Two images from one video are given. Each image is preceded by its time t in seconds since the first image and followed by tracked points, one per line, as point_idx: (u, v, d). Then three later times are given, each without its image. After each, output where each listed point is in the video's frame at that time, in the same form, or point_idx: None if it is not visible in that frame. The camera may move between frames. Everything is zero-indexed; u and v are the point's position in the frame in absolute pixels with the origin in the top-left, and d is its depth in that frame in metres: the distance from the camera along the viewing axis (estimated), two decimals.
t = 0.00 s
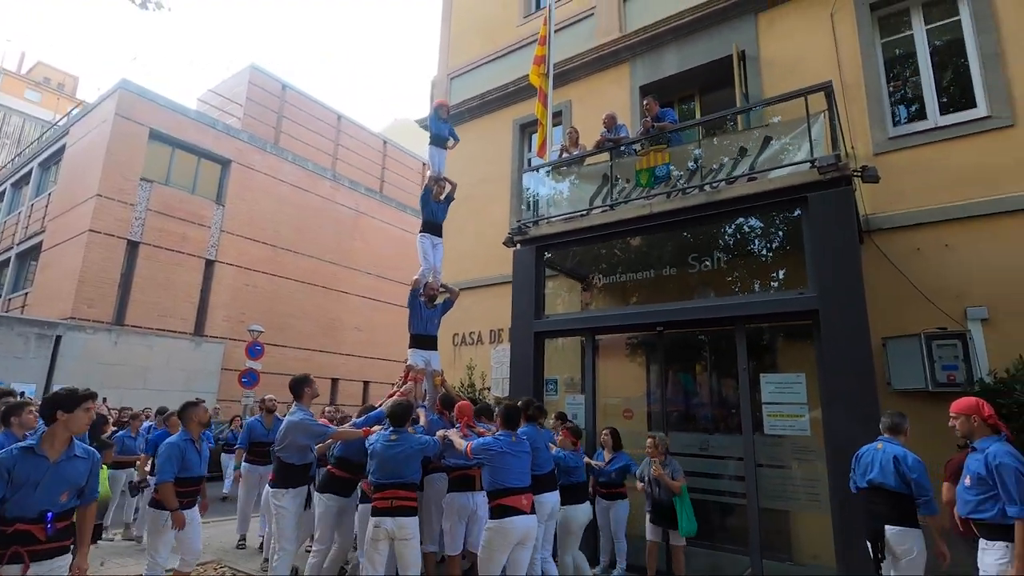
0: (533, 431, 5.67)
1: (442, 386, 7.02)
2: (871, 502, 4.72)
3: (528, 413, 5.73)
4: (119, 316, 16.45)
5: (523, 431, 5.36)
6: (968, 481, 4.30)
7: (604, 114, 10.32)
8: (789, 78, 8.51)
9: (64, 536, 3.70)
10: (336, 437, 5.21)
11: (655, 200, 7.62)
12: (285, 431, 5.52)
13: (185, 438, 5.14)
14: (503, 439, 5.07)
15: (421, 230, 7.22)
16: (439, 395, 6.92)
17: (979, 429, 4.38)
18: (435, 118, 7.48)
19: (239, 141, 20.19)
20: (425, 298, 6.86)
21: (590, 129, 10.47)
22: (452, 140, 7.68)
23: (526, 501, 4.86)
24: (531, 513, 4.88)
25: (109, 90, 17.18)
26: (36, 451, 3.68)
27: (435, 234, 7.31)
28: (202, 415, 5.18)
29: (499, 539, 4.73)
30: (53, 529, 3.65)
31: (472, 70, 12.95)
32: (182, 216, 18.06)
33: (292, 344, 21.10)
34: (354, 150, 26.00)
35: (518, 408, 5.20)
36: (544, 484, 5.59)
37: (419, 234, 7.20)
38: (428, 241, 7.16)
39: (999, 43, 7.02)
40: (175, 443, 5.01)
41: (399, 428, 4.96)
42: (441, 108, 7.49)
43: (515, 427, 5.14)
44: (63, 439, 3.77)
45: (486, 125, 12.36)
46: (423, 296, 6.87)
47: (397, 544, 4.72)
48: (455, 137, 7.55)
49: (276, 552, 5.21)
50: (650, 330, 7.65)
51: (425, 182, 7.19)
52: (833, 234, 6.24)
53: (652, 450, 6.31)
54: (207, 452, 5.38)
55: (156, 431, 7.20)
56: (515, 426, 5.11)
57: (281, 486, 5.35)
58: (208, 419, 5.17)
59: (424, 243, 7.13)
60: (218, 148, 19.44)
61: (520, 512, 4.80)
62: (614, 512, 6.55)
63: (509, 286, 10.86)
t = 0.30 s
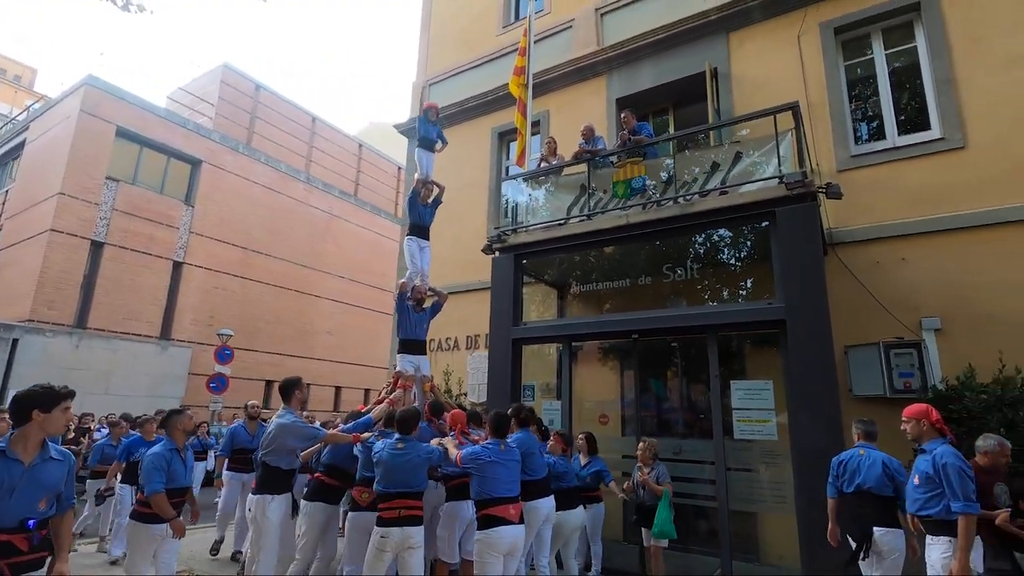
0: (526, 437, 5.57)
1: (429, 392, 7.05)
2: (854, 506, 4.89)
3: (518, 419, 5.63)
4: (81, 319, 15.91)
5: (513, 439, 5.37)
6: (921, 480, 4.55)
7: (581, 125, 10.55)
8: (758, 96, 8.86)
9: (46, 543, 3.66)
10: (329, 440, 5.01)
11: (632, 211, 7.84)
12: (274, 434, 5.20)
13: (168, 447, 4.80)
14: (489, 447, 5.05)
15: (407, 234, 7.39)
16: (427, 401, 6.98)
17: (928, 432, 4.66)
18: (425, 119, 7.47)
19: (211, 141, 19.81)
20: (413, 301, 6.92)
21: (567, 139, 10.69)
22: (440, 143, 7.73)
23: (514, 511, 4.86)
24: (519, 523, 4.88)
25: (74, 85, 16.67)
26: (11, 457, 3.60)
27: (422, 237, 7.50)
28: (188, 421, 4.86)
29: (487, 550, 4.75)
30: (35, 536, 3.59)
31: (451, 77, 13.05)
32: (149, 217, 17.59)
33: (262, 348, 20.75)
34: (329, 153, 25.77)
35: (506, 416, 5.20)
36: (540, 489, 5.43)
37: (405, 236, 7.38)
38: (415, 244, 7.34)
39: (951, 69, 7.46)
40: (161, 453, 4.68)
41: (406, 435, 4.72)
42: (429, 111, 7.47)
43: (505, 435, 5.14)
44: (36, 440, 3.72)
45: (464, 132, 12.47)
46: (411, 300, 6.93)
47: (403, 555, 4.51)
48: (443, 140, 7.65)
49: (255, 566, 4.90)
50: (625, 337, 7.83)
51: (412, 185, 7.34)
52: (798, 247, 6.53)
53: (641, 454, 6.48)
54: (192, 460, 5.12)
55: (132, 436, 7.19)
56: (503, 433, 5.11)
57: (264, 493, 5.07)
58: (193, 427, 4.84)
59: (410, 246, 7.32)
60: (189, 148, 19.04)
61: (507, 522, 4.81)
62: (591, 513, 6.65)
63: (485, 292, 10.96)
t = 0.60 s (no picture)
0: (519, 440, 5.59)
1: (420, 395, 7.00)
2: (839, 500, 5.17)
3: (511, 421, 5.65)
4: (42, 320, 15.36)
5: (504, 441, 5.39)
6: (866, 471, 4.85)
7: (560, 132, 10.73)
8: (731, 107, 9.17)
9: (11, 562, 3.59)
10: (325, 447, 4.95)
11: (608, 217, 8.03)
12: (269, 441, 5.00)
13: (160, 453, 4.70)
14: (481, 449, 5.08)
15: (396, 234, 7.44)
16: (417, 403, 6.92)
17: (877, 432, 4.96)
18: (411, 118, 7.58)
19: (180, 138, 19.37)
20: (403, 303, 6.92)
21: (545, 145, 10.86)
22: (428, 142, 7.81)
23: (508, 513, 4.93)
24: (513, 525, 4.94)
25: (37, 78, 16.11)
26: None
27: (410, 237, 7.50)
28: (179, 426, 4.77)
29: (483, 553, 4.81)
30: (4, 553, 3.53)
31: (430, 80, 13.08)
32: (115, 215, 17.09)
33: (232, 350, 20.37)
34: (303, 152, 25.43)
35: (495, 419, 5.21)
36: (530, 493, 5.47)
37: (393, 237, 7.40)
38: (404, 245, 7.35)
39: (909, 88, 7.88)
40: (153, 459, 4.59)
41: (403, 437, 4.78)
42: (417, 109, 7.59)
43: (494, 436, 5.16)
44: None
45: (442, 135, 12.51)
46: (401, 301, 6.97)
47: (397, 561, 4.58)
48: (430, 139, 7.70)
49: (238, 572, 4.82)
50: (602, 340, 8.00)
51: (400, 185, 7.38)
52: (767, 256, 6.79)
53: (629, 453, 6.74)
54: (186, 465, 5.05)
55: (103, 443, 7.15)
56: (493, 436, 5.14)
57: (256, 499, 4.95)
58: (185, 432, 4.75)
59: (399, 246, 7.33)
60: (158, 145, 18.59)
61: (502, 524, 4.86)
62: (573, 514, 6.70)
63: (464, 295, 11.03)
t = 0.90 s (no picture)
0: (511, 443, 5.66)
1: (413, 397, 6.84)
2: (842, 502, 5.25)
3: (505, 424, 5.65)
4: (11, 317, 14.96)
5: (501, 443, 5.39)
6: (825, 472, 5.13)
7: (544, 138, 10.86)
8: (711, 118, 9.40)
9: None
10: (319, 450, 4.93)
11: (591, 224, 8.18)
12: (264, 444, 4.92)
13: (146, 455, 4.71)
14: (481, 453, 5.06)
15: (388, 234, 7.36)
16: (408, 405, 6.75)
17: (835, 436, 5.11)
18: (404, 117, 7.63)
19: (158, 133, 19.03)
20: (395, 304, 6.92)
21: (529, 149, 10.98)
22: (419, 141, 7.80)
23: (507, 516, 4.90)
24: (512, 529, 4.92)
25: (9, 68, 15.68)
26: None
27: (402, 238, 7.45)
28: (166, 427, 4.75)
29: (481, 557, 4.75)
30: None
31: (414, 82, 13.12)
32: (90, 210, 16.71)
33: (208, 350, 20.06)
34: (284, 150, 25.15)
35: (497, 421, 5.22)
36: (523, 497, 5.57)
37: (386, 238, 7.32)
38: (396, 246, 7.32)
39: (880, 104, 8.18)
40: (139, 461, 4.58)
41: (392, 441, 4.77)
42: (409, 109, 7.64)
43: (493, 440, 5.17)
44: None
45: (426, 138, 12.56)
46: (393, 303, 6.96)
47: (390, 568, 4.46)
48: (422, 138, 7.70)
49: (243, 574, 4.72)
50: (583, 344, 8.13)
51: (393, 185, 7.35)
52: (744, 264, 6.99)
53: (617, 455, 6.89)
54: (174, 468, 5.05)
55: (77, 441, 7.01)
56: (493, 438, 5.15)
57: (258, 505, 4.83)
58: (172, 433, 4.73)
59: (392, 247, 7.27)
60: (135, 139, 18.23)
61: (501, 528, 4.83)
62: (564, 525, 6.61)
63: (446, 298, 11.08)
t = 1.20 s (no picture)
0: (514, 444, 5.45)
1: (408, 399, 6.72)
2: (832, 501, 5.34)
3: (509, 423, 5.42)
4: None
5: (509, 443, 5.12)
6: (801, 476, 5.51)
7: (528, 142, 10.97)
8: (692, 126, 9.61)
9: None
10: (310, 451, 4.89)
11: (573, 228, 8.32)
12: (256, 444, 4.85)
13: (129, 452, 4.70)
14: (487, 454, 4.81)
15: (379, 235, 7.31)
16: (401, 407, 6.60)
17: (792, 438, 5.46)
18: (396, 116, 7.44)
19: (137, 128, 18.71)
20: (387, 304, 6.83)
21: (514, 153, 11.09)
22: (412, 141, 7.68)
23: (514, 519, 4.67)
24: (519, 531, 4.70)
25: None
26: None
27: (393, 238, 7.43)
28: (149, 425, 4.74)
29: (487, 560, 4.53)
30: None
31: (400, 83, 13.13)
32: (64, 206, 16.35)
33: (186, 349, 19.78)
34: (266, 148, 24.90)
35: (506, 421, 4.94)
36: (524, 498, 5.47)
37: (376, 237, 7.27)
38: (387, 246, 7.26)
39: (854, 116, 8.46)
40: (121, 458, 4.56)
41: (385, 439, 4.69)
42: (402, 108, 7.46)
43: (502, 441, 4.90)
44: None
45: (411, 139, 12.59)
46: (383, 303, 6.85)
47: (383, 567, 4.43)
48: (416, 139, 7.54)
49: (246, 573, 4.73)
50: (565, 347, 8.24)
51: (385, 184, 7.25)
52: (723, 271, 7.16)
53: (599, 455, 6.97)
54: (156, 467, 5.03)
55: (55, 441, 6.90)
56: (501, 439, 4.88)
57: (251, 504, 4.81)
58: (155, 431, 4.73)
59: (383, 248, 7.21)
60: (112, 134, 17.88)
61: (508, 530, 4.61)
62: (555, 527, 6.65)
63: (429, 299, 11.12)
